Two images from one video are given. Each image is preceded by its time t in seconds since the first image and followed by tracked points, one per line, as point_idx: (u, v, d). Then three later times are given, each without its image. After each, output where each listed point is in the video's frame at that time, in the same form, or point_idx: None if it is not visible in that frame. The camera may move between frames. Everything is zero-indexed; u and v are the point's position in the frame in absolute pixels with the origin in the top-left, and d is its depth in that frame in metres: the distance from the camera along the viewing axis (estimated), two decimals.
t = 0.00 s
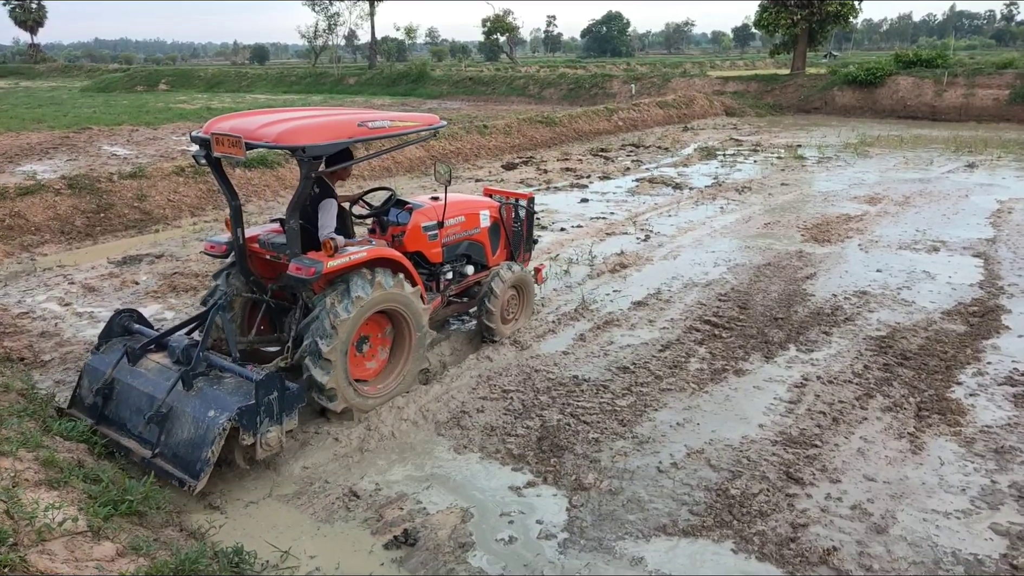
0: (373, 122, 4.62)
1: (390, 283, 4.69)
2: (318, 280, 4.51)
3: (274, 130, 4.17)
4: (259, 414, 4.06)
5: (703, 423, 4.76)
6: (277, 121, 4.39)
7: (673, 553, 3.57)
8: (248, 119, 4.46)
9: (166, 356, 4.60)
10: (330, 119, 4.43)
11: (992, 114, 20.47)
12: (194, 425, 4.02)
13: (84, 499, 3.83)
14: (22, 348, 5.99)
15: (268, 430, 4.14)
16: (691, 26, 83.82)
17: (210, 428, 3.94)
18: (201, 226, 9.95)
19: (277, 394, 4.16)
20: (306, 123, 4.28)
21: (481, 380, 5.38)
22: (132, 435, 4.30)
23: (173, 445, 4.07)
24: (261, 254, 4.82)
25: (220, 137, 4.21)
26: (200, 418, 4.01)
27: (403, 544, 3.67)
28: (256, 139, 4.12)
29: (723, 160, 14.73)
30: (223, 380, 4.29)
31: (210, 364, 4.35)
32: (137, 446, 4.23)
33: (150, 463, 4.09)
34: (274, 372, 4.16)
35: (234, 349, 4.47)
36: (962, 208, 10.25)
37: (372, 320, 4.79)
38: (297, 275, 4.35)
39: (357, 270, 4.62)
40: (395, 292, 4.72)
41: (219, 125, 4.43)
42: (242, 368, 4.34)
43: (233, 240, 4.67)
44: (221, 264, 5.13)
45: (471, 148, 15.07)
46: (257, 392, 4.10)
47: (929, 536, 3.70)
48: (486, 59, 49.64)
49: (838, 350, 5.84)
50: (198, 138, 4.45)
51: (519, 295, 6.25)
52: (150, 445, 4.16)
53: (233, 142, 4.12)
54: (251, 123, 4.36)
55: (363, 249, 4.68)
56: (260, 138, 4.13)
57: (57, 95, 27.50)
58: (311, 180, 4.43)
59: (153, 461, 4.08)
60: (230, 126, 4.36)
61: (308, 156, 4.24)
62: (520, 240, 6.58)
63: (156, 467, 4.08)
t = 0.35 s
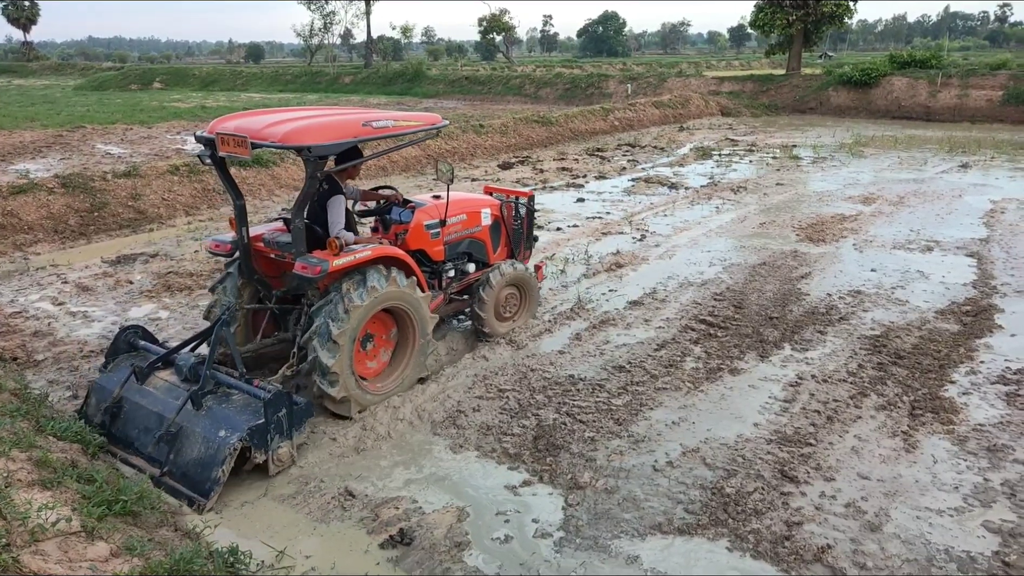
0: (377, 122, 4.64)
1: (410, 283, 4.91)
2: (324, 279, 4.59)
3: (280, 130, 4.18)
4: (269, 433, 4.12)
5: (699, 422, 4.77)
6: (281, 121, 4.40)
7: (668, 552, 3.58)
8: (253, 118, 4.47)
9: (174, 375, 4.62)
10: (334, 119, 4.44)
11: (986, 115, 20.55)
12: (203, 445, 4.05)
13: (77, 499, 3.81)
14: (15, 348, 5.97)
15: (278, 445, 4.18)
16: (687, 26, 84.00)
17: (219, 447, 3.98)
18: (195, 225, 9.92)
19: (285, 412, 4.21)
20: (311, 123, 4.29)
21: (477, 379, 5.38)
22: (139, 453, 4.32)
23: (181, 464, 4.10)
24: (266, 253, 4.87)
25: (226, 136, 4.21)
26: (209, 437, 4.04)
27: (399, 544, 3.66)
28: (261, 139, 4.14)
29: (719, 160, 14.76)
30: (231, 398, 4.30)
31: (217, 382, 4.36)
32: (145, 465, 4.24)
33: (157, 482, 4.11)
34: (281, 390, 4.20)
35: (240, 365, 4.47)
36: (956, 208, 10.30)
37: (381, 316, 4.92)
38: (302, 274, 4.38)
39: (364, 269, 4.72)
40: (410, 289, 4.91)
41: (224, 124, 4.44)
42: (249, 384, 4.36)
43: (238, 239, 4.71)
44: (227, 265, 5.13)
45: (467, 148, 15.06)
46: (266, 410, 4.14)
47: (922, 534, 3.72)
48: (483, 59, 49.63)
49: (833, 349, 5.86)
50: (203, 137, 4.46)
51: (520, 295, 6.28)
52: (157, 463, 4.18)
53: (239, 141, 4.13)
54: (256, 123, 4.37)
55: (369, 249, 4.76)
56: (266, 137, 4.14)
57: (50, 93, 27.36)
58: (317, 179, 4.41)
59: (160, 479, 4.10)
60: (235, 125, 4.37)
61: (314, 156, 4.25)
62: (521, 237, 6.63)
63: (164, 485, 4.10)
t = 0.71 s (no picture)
0: (396, 119, 4.76)
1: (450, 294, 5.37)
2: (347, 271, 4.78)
3: (302, 129, 4.32)
4: (304, 432, 4.35)
5: (693, 421, 4.79)
6: (303, 119, 4.55)
7: (663, 551, 3.59)
8: (275, 118, 4.60)
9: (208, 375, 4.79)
10: (354, 117, 4.58)
11: (978, 115, 20.63)
12: (237, 439, 4.23)
13: (71, 499, 3.81)
14: (7, 348, 5.94)
15: (308, 444, 4.39)
16: (681, 26, 84.27)
17: (254, 442, 4.17)
18: (189, 224, 9.89)
19: (317, 411, 4.44)
20: (332, 122, 4.43)
21: (473, 378, 5.38)
22: (161, 441, 4.44)
23: (209, 455, 4.25)
24: (289, 249, 5.06)
25: (251, 135, 4.35)
26: (246, 434, 4.25)
27: (394, 543, 3.66)
28: (285, 138, 4.27)
29: (713, 159, 14.79)
30: (264, 397, 4.51)
31: (251, 382, 4.56)
32: (167, 451, 4.36)
33: (180, 469, 4.24)
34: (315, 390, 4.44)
35: (271, 364, 4.64)
36: (949, 208, 10.35)
37: (410, 311, 5.21)
38: (326, 267, 4.58)
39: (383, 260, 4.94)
40: (447, 301, 5.35)
41: (248, 124, 4.58)
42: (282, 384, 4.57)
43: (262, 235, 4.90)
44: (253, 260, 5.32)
45: (462, 147, 15.06)
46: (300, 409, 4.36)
47: (916, 532, 3.73)
48: (478, 58, 49.57)
49: (827, 348, 5.88)
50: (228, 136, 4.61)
51: (535, 286, 6.47)
52: (182, 450, 4.32)
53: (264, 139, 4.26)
54: (278, 122, 4.50)
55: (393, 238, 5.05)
56: (290, 136, 4.28)
57: (43, 91, 27.20)
58: (340, 175, 4.62)
59: (185, 465, 4.23)
60: (259, 125, 4.50)
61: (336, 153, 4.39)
62: (535, 229, 6.69)
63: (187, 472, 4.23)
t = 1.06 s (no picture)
0: (424, 117, 4.91)
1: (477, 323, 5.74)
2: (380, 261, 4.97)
3: (337, 127, 4.48)
4: (341, 417, 4.53)
5: (691, 422, 4.78)
6: (336, 118, 4.69)
7: (661, 551, 3.58)
8: (309, 117, 4.75)
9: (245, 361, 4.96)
10: (385, 114, 4.72)
11: (978, 117, 20.63)
12: (278, 422, 4.42)
13: (69, 496, 3.80)
14: (6, 344, 5.93)
15: (345, 429, 4.57)
16: (681, 26, 84.31)
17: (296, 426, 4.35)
18: (189, 222, 9.88)
19: (354, 398, 4.61)
20: (366, 119, 4.57)
21: (472, 377, 5.38)
22: (203, 421, 4.62)
23: (250, 436, 4.43)
24: (323, 240, 5.25)
25: (288, 134, 4.50)
26: (288, 418, 4.44)
27: (392, 542, 3.66)
28: (321, 135, 4.44)
29: (713, 160, 14.79)
30: (302, 383, 4.68)
31: (290, 369, 4.74)
32: (210, 432, 4.55)
33: (222, 448, 4.42)
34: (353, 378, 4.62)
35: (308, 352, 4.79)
36: (948, 210, 10.35)
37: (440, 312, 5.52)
38: (360, 259, 4.76)
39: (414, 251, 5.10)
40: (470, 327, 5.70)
41: (284, 122, 4.75)
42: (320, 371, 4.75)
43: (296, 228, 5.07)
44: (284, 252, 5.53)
45: (462, 146, 15.06)
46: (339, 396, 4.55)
47: (914, 534, 3.73)
48: (478, 57, 49.51)
49: (825, 350, 5.88)
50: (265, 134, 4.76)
51: (553, 277, 6.66)
52: (224, 431, 4.50)
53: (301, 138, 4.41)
54: (313, 120, 4.65)
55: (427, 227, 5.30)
56: (325, 134, 4.44)
57: (43, 88, 27.18)
58: (373, 172, 4.78)
59: (227, 444, 4.42)
60: (295, 123, 4.65)
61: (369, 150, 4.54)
62: (554, 219, 6.87)
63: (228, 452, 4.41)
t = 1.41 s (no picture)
0: (449, 111, 5.04)
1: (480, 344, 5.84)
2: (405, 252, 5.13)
3: (367, 119, 4.60)
4: (367, 389, 4.65)
5: (690, 421, 4.78)
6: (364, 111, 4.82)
7: (660, 551, 3.58)
8: (337, 109, 4.88)
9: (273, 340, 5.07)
10: (413, 108, 4.85)
11: (976, 116, 20.64)
12: (309, 399, 4.54)
13: (68, 496, 3.79)
14: (4, 344, 5.92)
15: (374, 400, 4.72)
16: (679, 26, 84.38)
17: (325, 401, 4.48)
18: (187, 221, 9.87)
19: (379, 370, 4.74)
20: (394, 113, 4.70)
21: (470, 377, 5.37)
22: (241, 403, 4.77)
23: (285, 415, 4.57)
24: (349, 229, 5.39)
25: (318, 126, 4.63)
26: (316, 392, 4.55)
27: (391, 542, 3.65)
28: (351, 127, 4.56)
29: (711, 159, 14.79)
30: (329, 359, 4.80)
31: (316, 345, 4.84)
32: (248, 414, 4.70)
33: (263, 429, 4.59)
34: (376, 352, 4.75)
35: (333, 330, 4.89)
36: (947, 209, 10.36)
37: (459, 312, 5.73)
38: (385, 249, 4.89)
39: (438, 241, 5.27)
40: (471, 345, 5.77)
41: (313, 115, 4.87)
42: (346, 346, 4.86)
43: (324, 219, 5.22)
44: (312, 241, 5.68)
45: (460, 146, 15.06)
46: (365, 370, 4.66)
47: (913, 534, 3.73)
48: (476, 57, 49.46)
49: (824, 349, 5.88)
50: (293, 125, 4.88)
51: (569, 269, 6.80)
52: (261, 412, 4.65)
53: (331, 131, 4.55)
54: (342, 113, 4.78)
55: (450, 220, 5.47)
56: (356, 127, 4.56)
57: (41, 88, 27.13)
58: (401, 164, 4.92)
59: (266, 425, 4.58)
60: (324, 116, 4.77)
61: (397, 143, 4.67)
62: (569, 212, 7.07)
63: (268, 432, 4.58)
